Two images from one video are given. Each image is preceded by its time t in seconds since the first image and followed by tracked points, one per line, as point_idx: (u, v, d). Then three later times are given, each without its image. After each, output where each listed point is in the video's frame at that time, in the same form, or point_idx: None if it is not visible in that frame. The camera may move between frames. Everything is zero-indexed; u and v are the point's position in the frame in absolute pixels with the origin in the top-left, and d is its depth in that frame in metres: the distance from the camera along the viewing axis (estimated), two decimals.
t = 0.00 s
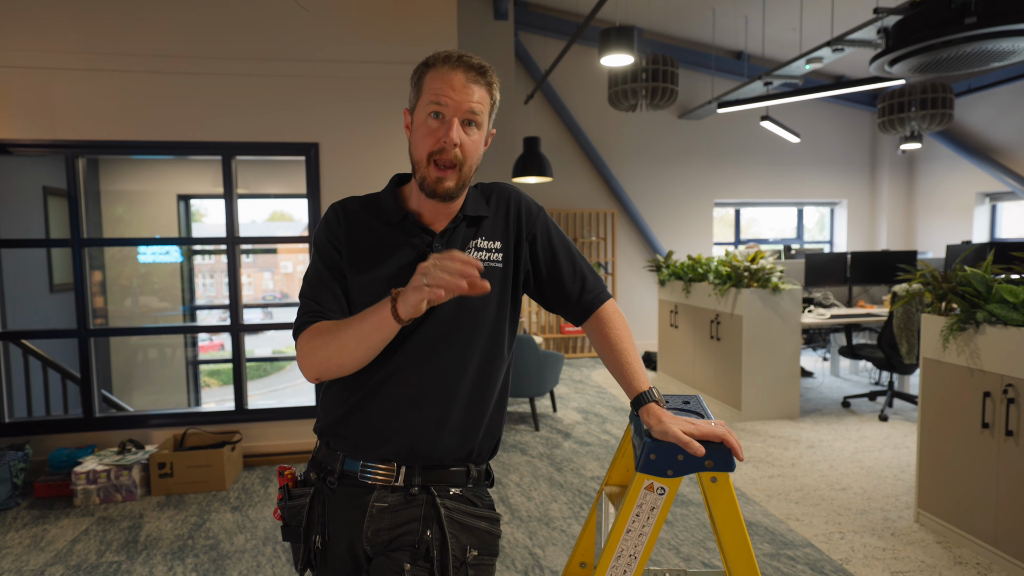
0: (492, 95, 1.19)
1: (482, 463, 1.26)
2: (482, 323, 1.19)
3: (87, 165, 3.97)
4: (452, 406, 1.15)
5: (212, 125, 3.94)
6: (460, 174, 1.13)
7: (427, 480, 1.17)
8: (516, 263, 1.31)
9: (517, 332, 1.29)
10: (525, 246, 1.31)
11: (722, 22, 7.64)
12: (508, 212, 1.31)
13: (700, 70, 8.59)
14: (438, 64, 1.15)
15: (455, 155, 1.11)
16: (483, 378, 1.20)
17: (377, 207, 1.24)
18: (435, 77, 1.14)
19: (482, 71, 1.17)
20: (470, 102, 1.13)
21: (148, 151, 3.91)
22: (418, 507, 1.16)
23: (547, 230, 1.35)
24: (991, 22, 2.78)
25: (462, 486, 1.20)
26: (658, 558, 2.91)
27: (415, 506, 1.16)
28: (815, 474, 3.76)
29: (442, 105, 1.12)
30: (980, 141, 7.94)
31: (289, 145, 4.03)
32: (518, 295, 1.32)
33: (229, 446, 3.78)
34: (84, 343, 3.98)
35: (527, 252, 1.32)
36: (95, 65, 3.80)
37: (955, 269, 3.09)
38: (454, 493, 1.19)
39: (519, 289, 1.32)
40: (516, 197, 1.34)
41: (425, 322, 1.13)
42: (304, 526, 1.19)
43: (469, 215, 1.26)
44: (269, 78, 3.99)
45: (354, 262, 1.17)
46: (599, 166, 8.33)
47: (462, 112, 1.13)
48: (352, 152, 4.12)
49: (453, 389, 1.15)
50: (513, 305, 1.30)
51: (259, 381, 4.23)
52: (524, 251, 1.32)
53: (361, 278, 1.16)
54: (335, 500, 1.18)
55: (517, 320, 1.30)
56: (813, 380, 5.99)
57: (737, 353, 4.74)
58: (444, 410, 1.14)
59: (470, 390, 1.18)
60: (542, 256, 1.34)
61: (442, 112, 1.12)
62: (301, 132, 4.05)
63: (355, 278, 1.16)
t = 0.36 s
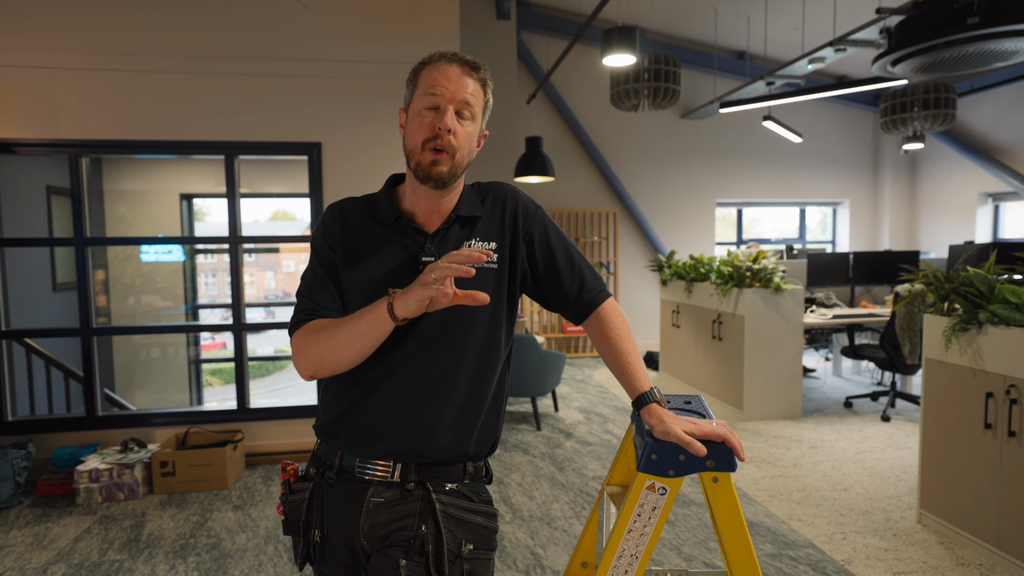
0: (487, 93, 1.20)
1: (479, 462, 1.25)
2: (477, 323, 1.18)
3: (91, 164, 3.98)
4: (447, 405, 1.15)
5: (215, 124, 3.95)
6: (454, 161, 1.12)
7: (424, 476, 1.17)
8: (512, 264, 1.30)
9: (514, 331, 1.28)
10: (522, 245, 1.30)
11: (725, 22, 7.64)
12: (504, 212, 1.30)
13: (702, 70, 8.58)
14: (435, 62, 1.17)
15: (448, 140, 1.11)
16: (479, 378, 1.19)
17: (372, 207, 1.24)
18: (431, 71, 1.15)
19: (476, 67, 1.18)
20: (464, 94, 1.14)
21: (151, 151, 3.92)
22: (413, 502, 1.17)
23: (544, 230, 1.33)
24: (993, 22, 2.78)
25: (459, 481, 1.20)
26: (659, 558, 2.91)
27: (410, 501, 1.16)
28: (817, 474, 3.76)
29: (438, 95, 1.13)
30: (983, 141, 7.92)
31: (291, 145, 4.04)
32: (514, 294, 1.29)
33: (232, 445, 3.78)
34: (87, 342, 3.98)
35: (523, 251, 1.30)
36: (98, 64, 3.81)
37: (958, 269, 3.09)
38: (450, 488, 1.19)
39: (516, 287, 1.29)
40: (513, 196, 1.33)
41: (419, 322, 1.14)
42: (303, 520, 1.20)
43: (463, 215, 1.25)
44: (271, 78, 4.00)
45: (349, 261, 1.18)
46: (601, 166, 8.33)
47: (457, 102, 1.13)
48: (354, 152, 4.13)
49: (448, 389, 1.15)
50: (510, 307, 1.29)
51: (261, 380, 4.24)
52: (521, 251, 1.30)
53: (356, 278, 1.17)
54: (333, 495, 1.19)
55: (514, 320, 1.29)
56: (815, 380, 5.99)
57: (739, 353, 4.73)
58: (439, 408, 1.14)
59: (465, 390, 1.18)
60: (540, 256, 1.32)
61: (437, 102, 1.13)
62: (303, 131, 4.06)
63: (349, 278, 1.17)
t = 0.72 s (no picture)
0: (474, 91, 1.18)
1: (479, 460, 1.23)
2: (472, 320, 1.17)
3: (92, 163, 3.98)
4: (443, 402, 1.14)
5: (216, 123, 3.94)
6: (443, 162, 1.12)
7: (422, 473, 1.16)
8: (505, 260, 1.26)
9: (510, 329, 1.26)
10: (513, 241, 1.26)
11: (726, 22, 7.64)
12: (495, 208, 1.27)
13: (704, 69, 8.59)
14: (420, 62, 1.15)
15: (437, 143, 1.11)
16: (476, 377, 1.17)
17: (366, 208, 1.24)
18: (417, 72, 1.13)
19: (462, 66, 1.16)
20: (451, 95, 1.12)
21: (152, 149, 3.91)
22: (411, 498, 1.16)
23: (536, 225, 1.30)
24: (994, 22, 2.78)
25: (457, 479, 1.19)
26: (661, 557, 2.92)
27: (408, 497, 1.16)
28: (818, 473, 3.77)
29: (425, 97, 1.11)
30: (983, 141, 7.94)
31: (292, 144, 4.04)
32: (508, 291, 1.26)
33: (233, 444, 3.78)
34: (88, 341, 3.98)
35: (514, 247, 1.26)
36: (99, 62, 3.80)
37: (959, 269, 3.09)
38: (448, 486, 1.18)
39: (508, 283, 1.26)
40: (504, 192, 1.30)
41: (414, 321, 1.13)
42: (304, 515, 1.20)
43: (454, 212, 1.23)
44: (272, 76, 3.99)
45: (344, 263, 1.18)
46: (602, 166, 8.34)
47: (445, 103, 1.12)
48: (355, 151, 4.12)
49: (443, 386, 1.14)
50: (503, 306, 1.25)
51: (263, 379, 4.24)
52: (513, 248, 1.26)
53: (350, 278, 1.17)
54: (334, 490, 1.19)
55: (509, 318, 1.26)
56: (816, 380, 6.00)
57: (740, 352, 4.74)
58: (434, 406, 1.13)
59: (461, 388, 1.16)
60: (532, 252, 1.28)
61: (424, 103, 1.11)
62: (305, 130, 4.06)
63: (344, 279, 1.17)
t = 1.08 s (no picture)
0: (479, 95, 1.18)
1: (477, 460, 1.22)
2: (469, 320, 1.16)
3: (91, 161, 3.97)
4: (439, 402, 1.13)
5: (216, 121, 3.94)
6: (447, 168, 1.13)
7: (418, 470, 1.16)
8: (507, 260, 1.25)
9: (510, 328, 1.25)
10: (515, 242, 1.25)
11: (727, 21, 7.64)
12: (498, 210, 1.26)
13: (705, 68, 8.59)
14: (426, 65, 1.14)
15: (442, 149, 1.11)
16: (471, 377, 1.16)
17: (368, 208, 1.24)
18: (423, 76, 1.13)
19: (469, 72, 1.16)
20: (456, 101, 1.12)
21: (152, 148, 3.90)
22: (407, 495, 1.15)
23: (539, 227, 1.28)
24: (996, 21, 2.78)
25: (454, 477, 1.18)
26: (662, 555, 2.92)
27: (404, 494, 1.15)
28: (819, 472, 3.78)
29: (430, 102, 1.11)
30: (983, 141, 7.96)
31: (293, 142, 4.03)
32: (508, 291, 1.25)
33: (234, 443, 3.78)
34: (89, 340, 3.97)
35: (517, 248, 1.25)
36: (99, 60, 3.79)
37: (959, 268, 3.09)
38: (444, 483, 1.17)
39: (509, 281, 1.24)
40: (509, 194, 1.29)
41: (410, 319, 1.13)
42: (304, 508, 1.21)
43: (454, 214, 1.22)
44: (273, 75, 3.98)
45: (343, 262, 1.20)
46: (603, 165, 8.34)
47: (449, 109, 1.12)
48: (355, 149, 4.12)
49: (439, 386, 1.13)
50: (502, 307, 1.24)
51: (263, 378, 4.24)
52: (514, 248, 1.25)
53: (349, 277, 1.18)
54: (333, 484, 1.20)
55: (508, 318, 1.25)
56: (816, 379, 6.01)
57: (741, 351, 4.75)
58: (430, 405, 1.12)
59: (458, 388, 1.15)
60: (535, 253, 1.26)
61: (429, 108, 1.11)
62: (305, 129, 4.05)
63: (344, 277, 1.19)
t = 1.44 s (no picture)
0: (493, 102, 1.16)
1: (480, 462, 1.22)
2: (478, 321, 1.16)
3: (91, 159, 3.95)
4: (445, 403, 1.13)
5: (216, 120, 3.93)
6: (460, 178, 1.11)
7: (419, 471, 1.15)
8: (519, 262, 1.24)
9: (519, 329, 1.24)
10: (530, 245, 1.24)
11: (728, 20, 7.64)
12: (513, 212, 1.24)
13: (706, 67, 8.59)
14: (440, 70, 1.12)
15: (454, 161, 1.10)
16: (478, 379, 1.16)
17: (381, 207, 1.24)
18: (437, 84, 1.10)
19: (484, 80, 1.13)
20: (470, 112, 1.10)
21: (152, 146, 3.89)
22: (407, 496, 1.15)
23: (554, 230, 1.27)
24: (997, 21, 2.78)
25: (454, 480, 1.17)
26: (664, 554, 2.91)
27: (404, 495, 1.14)
28: (819, 471, 3.78)
29: (443, 113, 1.09)
30: (984, 140, 7.97)
31: (293, 141, 4.02)
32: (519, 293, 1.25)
33: (235, 442, 3.77)
34: (89, 339, 3.96)
35: (531, 251, 1.25)
36: (99, 58, 3.78)
37: (960, 268, 3.10)
38: (444, 486, 1.16)
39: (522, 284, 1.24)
40: (525, 196, 1.28)
41: (420, 320, 1.13)
42: (307, 503, 1.21)
43: (468, 216, 1.21)
44: (273, 73, 3.97)
45: (354, 262, 1.20)
46: (604, 164, 8.33)
47: (462, 120, 1.10)
48: (356, 149, 4.11)
49: (446, 387, 1.13)
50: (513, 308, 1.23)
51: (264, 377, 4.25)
52: (528, 250, 1.24)
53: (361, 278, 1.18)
54: (335, 481, 1.20)
55: (519, 319, 1.24)
56: (817, 378, 6.02)
57: (742, 350, 4.75)
58: (435, 406, 1.12)
59: (463, 391, 1.15)
60: (548, 256, 1.26)
61: (442, 119, 1.10)
62: (306, 128, 4.04)
63: (355, 277, 1.19)
